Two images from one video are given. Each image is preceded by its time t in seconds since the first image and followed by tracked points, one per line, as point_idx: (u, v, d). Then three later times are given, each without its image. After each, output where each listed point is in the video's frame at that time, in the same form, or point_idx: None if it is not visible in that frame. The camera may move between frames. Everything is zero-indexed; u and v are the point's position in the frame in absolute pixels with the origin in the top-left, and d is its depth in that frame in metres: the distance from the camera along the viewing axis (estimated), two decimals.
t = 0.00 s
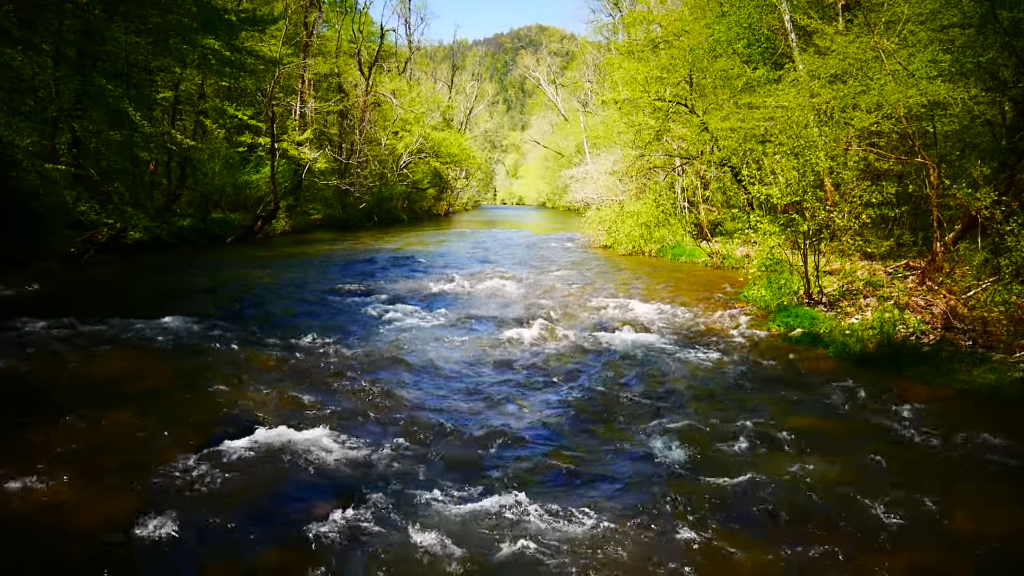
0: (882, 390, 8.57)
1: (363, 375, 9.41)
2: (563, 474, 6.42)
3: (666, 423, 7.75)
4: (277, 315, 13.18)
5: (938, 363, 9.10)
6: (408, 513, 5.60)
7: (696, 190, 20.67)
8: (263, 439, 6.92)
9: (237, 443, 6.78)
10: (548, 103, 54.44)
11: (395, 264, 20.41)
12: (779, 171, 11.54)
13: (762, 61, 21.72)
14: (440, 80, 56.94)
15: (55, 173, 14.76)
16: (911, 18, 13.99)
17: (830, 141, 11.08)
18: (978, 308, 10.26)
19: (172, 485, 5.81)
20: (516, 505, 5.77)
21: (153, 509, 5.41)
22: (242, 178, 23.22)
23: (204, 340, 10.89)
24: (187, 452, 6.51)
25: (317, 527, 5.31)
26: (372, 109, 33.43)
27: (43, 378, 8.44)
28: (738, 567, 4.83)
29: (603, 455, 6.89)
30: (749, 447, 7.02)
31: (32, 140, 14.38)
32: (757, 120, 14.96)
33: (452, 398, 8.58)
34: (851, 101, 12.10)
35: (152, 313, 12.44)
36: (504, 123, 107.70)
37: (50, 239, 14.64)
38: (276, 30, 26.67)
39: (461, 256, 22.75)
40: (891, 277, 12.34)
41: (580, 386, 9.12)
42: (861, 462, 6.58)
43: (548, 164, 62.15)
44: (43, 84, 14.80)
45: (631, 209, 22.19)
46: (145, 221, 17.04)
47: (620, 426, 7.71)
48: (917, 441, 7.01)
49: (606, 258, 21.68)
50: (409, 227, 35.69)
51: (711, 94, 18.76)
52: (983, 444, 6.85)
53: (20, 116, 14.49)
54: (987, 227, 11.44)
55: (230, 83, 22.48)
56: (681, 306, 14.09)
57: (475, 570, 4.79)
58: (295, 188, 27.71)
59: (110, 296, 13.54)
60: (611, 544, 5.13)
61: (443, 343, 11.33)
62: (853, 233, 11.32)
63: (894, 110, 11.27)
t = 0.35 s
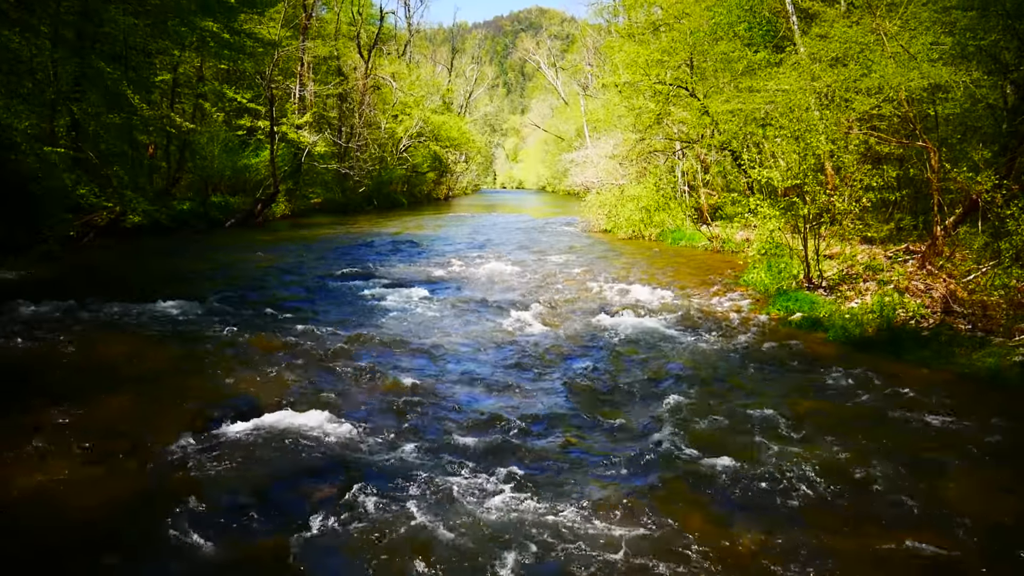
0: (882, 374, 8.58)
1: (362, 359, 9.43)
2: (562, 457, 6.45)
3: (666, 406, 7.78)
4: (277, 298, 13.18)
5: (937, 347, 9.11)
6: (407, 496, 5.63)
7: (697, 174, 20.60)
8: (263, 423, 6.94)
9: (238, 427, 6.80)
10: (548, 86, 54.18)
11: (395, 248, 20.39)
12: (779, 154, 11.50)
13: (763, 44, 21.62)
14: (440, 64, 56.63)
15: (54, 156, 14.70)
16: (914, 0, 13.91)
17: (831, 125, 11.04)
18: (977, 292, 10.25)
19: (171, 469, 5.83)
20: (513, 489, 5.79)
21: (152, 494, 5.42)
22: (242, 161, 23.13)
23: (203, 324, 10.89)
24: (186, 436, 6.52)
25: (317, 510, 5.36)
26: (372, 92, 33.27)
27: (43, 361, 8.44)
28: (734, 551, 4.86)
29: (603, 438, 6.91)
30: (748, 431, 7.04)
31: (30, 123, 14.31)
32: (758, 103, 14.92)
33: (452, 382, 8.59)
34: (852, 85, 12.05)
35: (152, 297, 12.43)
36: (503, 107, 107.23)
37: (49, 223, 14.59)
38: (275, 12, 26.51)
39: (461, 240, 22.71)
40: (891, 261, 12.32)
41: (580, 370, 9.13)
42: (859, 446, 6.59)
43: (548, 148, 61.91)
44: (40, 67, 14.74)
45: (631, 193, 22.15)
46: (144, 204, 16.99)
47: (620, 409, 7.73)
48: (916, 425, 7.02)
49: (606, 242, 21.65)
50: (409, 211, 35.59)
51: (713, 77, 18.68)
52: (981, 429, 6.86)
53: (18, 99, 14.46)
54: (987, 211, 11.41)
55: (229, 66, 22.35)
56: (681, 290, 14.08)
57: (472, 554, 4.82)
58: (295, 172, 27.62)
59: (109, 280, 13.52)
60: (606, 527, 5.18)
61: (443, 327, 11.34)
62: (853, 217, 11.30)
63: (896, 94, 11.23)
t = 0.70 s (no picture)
0: (882, 357, 8.60)
1: (363, 344, 9.46)
2: (561, 441, 6.49)
3: (665, 389, 7.84)
4: (277, 284, 13.20)
5: (937, 331, 9.11)
6: (409, 479, 5.68)
7: (697, 158, 20.53)
8: (264, 407, 6.98)
9: (238, 412, 6.82)
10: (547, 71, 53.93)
11: (394, 234, 20.35)
12: (779, 137, 11.50)
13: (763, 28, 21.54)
14: (438, 48, 56.34)
15: (52, 143, 14.71)
16: None
17: (830, 108, 11.03)
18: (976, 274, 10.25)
19: (171, 454, 5.85)
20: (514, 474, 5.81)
21: (152, 478, 5.45)
22: (240, 147, 23.08)
23: (203, 310, 10.93)
24: (187, 421, 6.55)
25: (317, 494, 5.40)
26: (370, 77, 33.15)
27: (43, 348, 8.49)
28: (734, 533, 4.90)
29: (601, 422, 6.95)
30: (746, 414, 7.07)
31: (28, 109, 14.32)
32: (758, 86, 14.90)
33: (453, 366, 8.62)
34: (852, 68, 12.03)
35: (151, 284, 12.45)
36: (502, 92, 106.68)
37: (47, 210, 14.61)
38: None
39: (460, 226, 22.69)
40: (891, 244, 12.32)
41: (580, 354, 9.17)
42: (858, 429, 6.62)
43: (548, 133, 61.71)
44: (37, 53, 14.75)
45: (631, 177, 22.13)
46: (142, 190, 16.99)
47: (619, 393, 7.77)
48: (916, 407, 7.06)
49: (605, 227, 21.63)
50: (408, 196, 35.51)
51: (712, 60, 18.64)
52: (980, 412, 6.88)
53: (15, 86, 14.44)
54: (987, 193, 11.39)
55: (226, 51, 22.28)
56: (681, 274, 14.10)
57: (468, 537, 4.86)
58: (293, 157, 27.56)
59: (109, 266, 13.55)
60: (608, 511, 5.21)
61: (444, 312, 11.36)
62: (853, 201, 11.28)
63: (896, 76, 11.21)
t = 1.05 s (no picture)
0: (879, 343, 8.60)
1: (360, 328, 9.45)
2: (560, 423, 6.55)
3: (662, 375, 7.84)
4: (274, 269, 13.18)
5: (934, 316, 9.12)
6: (406, 464, 5.68)
7: (695, 142, 20.49)
8: (259, 393, 6.96)
9: (233, 397, 6.81)
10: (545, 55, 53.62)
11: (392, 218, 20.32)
12: (778, 122, 11.45)
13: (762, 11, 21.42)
14: (436, 31, 55.98)
15: (47, 126, 14.67)
16: None
17: (830, 92, 10.99)
18: (974, 260, 10.23)
19: (167, 440, 5.84)
20: (511, 459, 5.80)
21: (148, 463, 5.46)
22: (237, 130, 22.97)
23: (200, 294, 10.92)
24: (182, 407, 6.53)
25: (320, 480, 5.40)
26: (368, 61, 32.97)
27: (40, 331, 8.49)
28: (741, 522, 4.88)
29: (598, 407, 6.95)
30: (743, 400, 7.07)
31: (23, 92, 14.26)
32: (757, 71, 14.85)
33: (449, 351, 8.62)
34: (852, 53, 11.98)
35: (148, 268, 12.44)
36: (500, 75, 106.12)
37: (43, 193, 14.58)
38: None
39: (458, 210, 22.63)
40: (889, 230, 12.29)
41: (577, 339, 9.17)
42: (854, 415, 6.62)
43: (546, 117, 61.41)
44: (32, 35, 14.68)
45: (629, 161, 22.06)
46: (139, 174, 16.95)
47: (616, 378, 7.77)
48: (912, 393, 7.07)
49: (603, 212, 21.59)
50: (406, 180, 35.39)
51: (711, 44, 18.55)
52: (977, 398, 6.89)
53: (9, 69, 14.38)
54: (986, 179, 11.35)
55: (222, 34, 22.15)
56: (679, 259, 14.08)
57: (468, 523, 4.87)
58: (290, 141, 27.44)
59: (105, 250, 13.53)
60: (612, 498, 5.18)
61: (441, 297, 11.35)
62: (852, 186, 11.25)
63: (895, 61, 11.16)
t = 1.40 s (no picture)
0: (877, 329, 8.61)
1: (358, 314, 9.44)
2: (560, 410, 6.55)
3: (660, 361, 7.83)
4: (273, 254, 13.15)
5: (932, 302, 9.13)
6: (406, 451, 5.69)
7: (694, 128, 20.45)
8: (257, 378, 6.95)
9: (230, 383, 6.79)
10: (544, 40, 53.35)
11: (391, 203, 20.28)
12: (778, 107, 11.41)
13: None
14: (435, 15, 55.65)
15: (45, 110, 14.62)
16: None
17: (830, 77, 10.95)
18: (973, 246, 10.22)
19: (165, 427, 5.82)
20: (511, 446, 5.81)
21: (147, 450, 5.45)
22: (235, 115, 22.87)
23: (198, 279, 10.90)
24: (180, 393, 6.52)
25: (320, 467, 5.41)
26: (366, 45, 32.79)
27: (39, 317, 8.48)
28: (743, 507, 4.90)
29: (598, 394, 6.95)
30: (741, 386, 7.06)
31: (19, 75, 14.20)
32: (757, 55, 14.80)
33: (448, 337, 8.61)
34: (852, 37, 11.94)
35: (146, 253, 12.41)
36: (498, 59, 105.61)
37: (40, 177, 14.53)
38: None
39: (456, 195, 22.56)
40: (889, 216, 12.27)
41: (576, 325, 9.16)
42: (853, 401, 6.63)
43: (545, 102, 61.13)
44: (28, 18, 14.60)
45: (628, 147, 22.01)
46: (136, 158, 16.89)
47: (615, 365, 7.76)
48: (911, 379, 7.07)
49: (602, 197, 21.54)
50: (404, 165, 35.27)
51: (711, 29, 18.48)
52: (975, 384, 6.90)
53: (6, 52, 14.32)
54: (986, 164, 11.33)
55: (220, 17, 22.03)
56: (678, 244, 14.06)
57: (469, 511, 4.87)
58: (288, 126, 27.33)
59: (103, 235, 13.50)
60: (611, 485, 5.18)
61: (440, 282, 11.34)
62: (851, 171, 11.22)
63: (896, 45, 11.11)
